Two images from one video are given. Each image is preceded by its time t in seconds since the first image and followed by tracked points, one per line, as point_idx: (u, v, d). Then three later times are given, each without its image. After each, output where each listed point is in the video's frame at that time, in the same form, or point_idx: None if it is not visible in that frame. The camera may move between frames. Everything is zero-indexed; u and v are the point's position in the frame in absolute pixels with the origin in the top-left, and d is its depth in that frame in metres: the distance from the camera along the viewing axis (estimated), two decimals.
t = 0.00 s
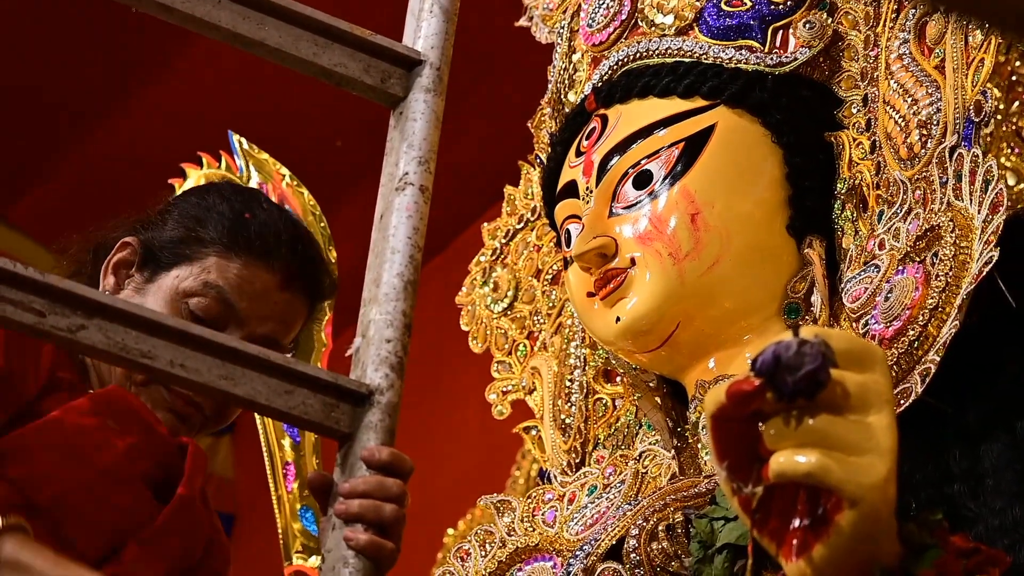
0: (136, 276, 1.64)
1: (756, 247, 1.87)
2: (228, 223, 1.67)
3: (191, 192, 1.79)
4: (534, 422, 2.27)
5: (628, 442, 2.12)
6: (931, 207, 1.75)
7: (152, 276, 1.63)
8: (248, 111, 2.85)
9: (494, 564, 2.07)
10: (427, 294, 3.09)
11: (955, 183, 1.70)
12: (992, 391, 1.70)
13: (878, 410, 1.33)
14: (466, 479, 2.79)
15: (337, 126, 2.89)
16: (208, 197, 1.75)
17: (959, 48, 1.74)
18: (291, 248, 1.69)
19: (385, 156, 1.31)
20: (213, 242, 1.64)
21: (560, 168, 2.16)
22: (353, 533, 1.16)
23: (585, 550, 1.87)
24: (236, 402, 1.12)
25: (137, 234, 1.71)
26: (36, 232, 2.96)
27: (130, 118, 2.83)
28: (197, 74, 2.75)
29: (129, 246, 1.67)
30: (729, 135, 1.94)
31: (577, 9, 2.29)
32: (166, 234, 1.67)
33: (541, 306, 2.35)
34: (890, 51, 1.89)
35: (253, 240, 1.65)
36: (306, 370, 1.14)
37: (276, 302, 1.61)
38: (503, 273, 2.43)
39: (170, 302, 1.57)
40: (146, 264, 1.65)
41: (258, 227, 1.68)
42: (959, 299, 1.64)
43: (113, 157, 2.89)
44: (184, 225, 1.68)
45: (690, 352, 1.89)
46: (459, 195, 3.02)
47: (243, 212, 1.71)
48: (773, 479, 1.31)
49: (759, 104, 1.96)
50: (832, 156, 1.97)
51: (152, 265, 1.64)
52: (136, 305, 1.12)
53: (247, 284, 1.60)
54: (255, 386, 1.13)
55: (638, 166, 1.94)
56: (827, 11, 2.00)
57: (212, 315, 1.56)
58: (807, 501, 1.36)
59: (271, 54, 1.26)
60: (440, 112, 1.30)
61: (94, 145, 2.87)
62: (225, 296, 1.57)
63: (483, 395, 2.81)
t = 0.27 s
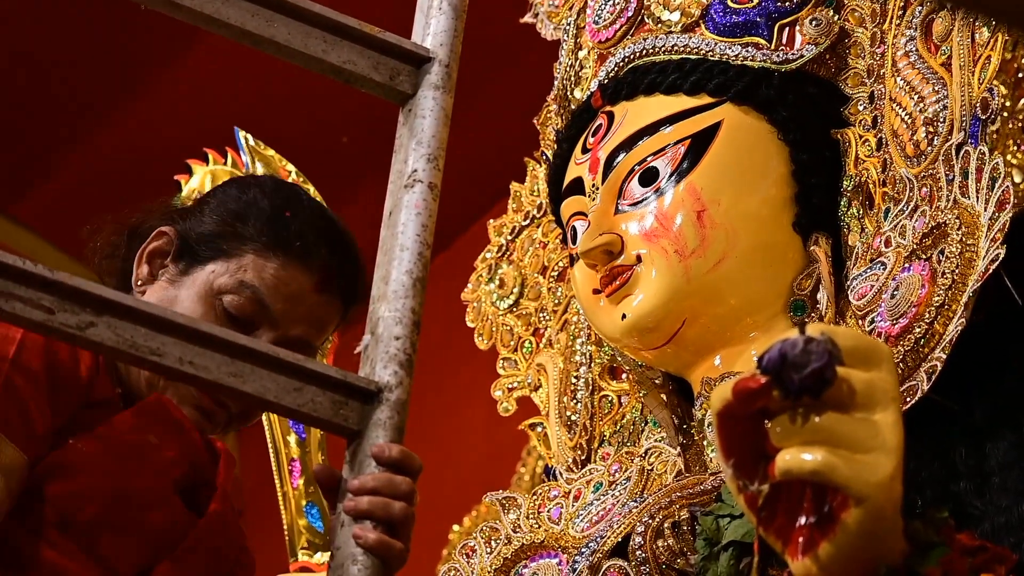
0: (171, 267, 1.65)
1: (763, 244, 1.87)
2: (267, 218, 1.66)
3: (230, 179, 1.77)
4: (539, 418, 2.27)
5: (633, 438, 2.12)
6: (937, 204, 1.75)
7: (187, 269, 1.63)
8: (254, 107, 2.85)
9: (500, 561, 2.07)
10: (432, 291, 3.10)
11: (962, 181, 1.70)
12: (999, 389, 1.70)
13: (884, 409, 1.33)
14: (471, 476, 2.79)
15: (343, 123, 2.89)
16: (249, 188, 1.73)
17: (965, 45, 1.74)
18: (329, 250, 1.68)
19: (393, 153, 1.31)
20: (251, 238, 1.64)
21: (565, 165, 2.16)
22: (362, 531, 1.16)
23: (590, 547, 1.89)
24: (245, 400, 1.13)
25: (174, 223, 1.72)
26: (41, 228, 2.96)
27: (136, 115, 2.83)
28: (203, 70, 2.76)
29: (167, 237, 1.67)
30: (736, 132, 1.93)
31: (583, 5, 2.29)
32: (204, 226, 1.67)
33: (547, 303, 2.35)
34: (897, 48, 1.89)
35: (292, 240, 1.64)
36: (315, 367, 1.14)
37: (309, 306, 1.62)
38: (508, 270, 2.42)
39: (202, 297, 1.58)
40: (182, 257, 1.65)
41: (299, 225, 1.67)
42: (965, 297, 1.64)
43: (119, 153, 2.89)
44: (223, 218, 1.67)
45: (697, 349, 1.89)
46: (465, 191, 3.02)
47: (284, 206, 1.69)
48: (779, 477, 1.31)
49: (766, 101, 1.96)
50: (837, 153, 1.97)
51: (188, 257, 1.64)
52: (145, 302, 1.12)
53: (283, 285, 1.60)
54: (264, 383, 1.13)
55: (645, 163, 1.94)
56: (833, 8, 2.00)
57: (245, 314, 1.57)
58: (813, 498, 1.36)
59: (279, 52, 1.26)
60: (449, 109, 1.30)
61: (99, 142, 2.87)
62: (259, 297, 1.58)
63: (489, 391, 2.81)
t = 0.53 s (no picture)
0: (184, 264, 1.64)
1: (764, 244, 1.87)
2: (283, 219, 1.65)
3: (246, 176, 1.76)
4: (540, 418, 2.27)
5: (634, 438, 2.12)
6: (939, 206, 1.75)
7: (202, 267, 1.62)
8: (257, 106, 2.85)
9: (501, 561, 2.07)
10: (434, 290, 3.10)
11: (964, 182, 1.70)
12: (1001, 390, 1.70)
13: (886, 410, 1.33)
14: (472, 475, 2.79)
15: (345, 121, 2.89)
16: (265, 185, 1.72)
17: (968, 47, 1.74)
18: (345, 253, 1.67)
19: (396, 153, 1.31)
20: (266, 240, 1.63)
21: (567, 165, 2.16)
22: (364, 530, 1.16)
23: (592, 548, 1.89)
24: (247, 398, 1.13)
25: (190, 219, 1.71)
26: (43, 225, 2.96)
27: (139, 112, 2.83)
28: (206, 68, 2.76)
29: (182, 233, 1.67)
30: (738, 132, 1.93)
31: (585, 5, 2.29)
32: (219, 224, 1.66)
33: (549, 303, 2.35)
34: (899, 49, 1.89)
35: (309, 244, 1.63)
36: (317, 366, 1.14)
37: (323, 309, 1.61)
38: (510, 269, 2.42)
39: (216, 297, 1.57)
40: (196, 254, 1.64)
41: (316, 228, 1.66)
42: (967, 298, 1.64)
43: (121, 151, 2.89)
44: (239, 217, 1.66)
45: (698, 350, 1.89)
46: (467, 191, 3.02)
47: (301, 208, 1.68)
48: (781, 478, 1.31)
49: (769, 102, 1.95)
50: (839, 154, 1.97)
51: (203, 255, 1.63)
52: (147, 301, 1.12)
53: (298, 289, 1.59)
54: (266, 382, 1.13)
55: (647, 163, 1.94)
56: (836, 8, 2.01)
57: (259, 316, 1.57)
58: (814, 500, 1.35)
59: (283, 51, 1.26)
60: (451, 108, 1.30)
61: (102, 139, 2.87)
62: (273, 300, 1.57)
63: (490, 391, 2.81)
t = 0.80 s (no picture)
0: (193, 264, 1.63)
1: (765, 243, 1.87)
2: (293, 221, 1.65)
3: (256, 175, 1.76)
4: (543, 417, 2.28)
5: (636, 438, 2.13)
6: (942, 205, 1.75)
7: (211, 268, 1.61)
8: (257, 104, 2.85)
9: (502, 560, 2.06)
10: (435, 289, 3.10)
11: (967, 181, 1.70)
12: (1003, 389, 1.70)
13: (889, 409, 1.32)
14: (473, 475, 2.79)
15: (346, 119, 2.89)
16: (275, 184, 1.72)
17: (971, 46, 1.74)
18: (355, 256, 1.67)
19: (398, 152, 1.31)
20: (276, 243, 1.62)
21: (570, 163, 2.16)
22: (366, 529, 1.16)
23: (594, 546, 1.88)
24: (249, 397, 1.12)
25: (199, 217, 1.71)
26: (44, 223, 2.96)
27: (140, 110, 2.83)
28: (207, 67, 2.75)
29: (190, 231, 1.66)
30: (740, 131, 1.93)
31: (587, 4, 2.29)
32: (228, 225, 1.66)
33: (551, 302, 2.35)
34: (902, 48, 1.89)
35: (319, 249, 1.63)
36: (319, 365, 1.14)
37: (331, 313, 1.62)
38: (513, 268, 2.42)
39: (224, 299, 1.57)
40: (206, 254, 1.64)
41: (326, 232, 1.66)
42: (970, 297, 1.64)
43: (122, 149, 2.89)
44: (249, 218, 1.66)
45: (700, 349, 1.89)
46: (468, 189, 3.02)
47: (312, 211, 1.68)
48: (784, 478, 1.31)
49: (771, 101, 1.95)
50: (841, 152, 1.97)
51: (212, 255, 1.63)
52: (150, 300, 1.12)
53: (306, 294, 1.59)
54: (268, 381, 1.13)
55: (649, 162, 1.94)
56: (838, 7, 2.00)
57: (267, 319, 1.57)
58: (817, 499, 1.36)
59: (285, 50, 1.26)
60: (454, 107, 1.30)
61: (102, 137, 2.87)
62: (282, 305, 1.57)
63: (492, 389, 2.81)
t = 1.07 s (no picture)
0: (195, 260, 1.64)
1: (767, 241, 1.87)
2: (295, 216, 1.64)
3: (261, 169, 1.75)
4: (546, 416, 2.27)
5: (640, 437, 2.13)
6: (945, 203, 1.75)
7: (213, 264, 1.61)
8: (260, 103, 2.85)
9: (506, 558, 2.07)
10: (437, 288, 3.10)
11: (971, 180, 1.71)
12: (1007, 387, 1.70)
13: (893, 408, 1.31)
14: (476, 474, 2.79)
15: (348, 118, 2.89)
16: (278, 178, 1.71)
17: (975, 44, 1.75)
18: (358, 251, 1.66)
19: (402, 150, 1.31)
20: (279, 239, 1.62)
21: (574, 162, 2.16)
22: (369, 528, 1.16)
23: (598, 545, 1.89)
24: (252, 396, 1.12)
25: (202, 213, 1.71)
26: (46, 222, 2.96)
27: (142, 110, 2.83)
28: (209, 66, 2.76)
29: (194, 228, 1.66)
30: (742, 130, 1.93)
31: (591, 3, 2.29)
32: (230, 220, 1.65)
33: (554, 301, 2.35)
34: (905, 47, 1.89)
35: (320, 244, 1.62)
36: (322, 363, 1.14)
37: (334, 309, 1.61)
38: (515, 267, 2.42)
39: (227, 295, 1.57)
40: (208, 250, 1.64)
41: (328, 226, 1.64)
42: (975, 296, 1.65)
43: (124, 148, 2.89)
44: (251, 214, 1.65)
45: (703, 347, 1.89)
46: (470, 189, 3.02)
47: (315, 206, 1.67)
48: (788, 475, 1.31)
49: (774, 100, 1.95)
50: (845, 151, 1.96)
51: (214, 250, 1.63)
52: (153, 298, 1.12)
53: (308, 290, 1.59)
54: (271, 379, 1.13)
55: (652, 161, 1.94)
56: (842, 6, 1.99)
57: (269, 316, 1.57)
58: (822, 498, 1.36)
59: (289, 48, 1.26)
60: (457, 105, 1.30)
61: (104, 136, 2.87)
62: (284, 301, 1.57)
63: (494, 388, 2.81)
